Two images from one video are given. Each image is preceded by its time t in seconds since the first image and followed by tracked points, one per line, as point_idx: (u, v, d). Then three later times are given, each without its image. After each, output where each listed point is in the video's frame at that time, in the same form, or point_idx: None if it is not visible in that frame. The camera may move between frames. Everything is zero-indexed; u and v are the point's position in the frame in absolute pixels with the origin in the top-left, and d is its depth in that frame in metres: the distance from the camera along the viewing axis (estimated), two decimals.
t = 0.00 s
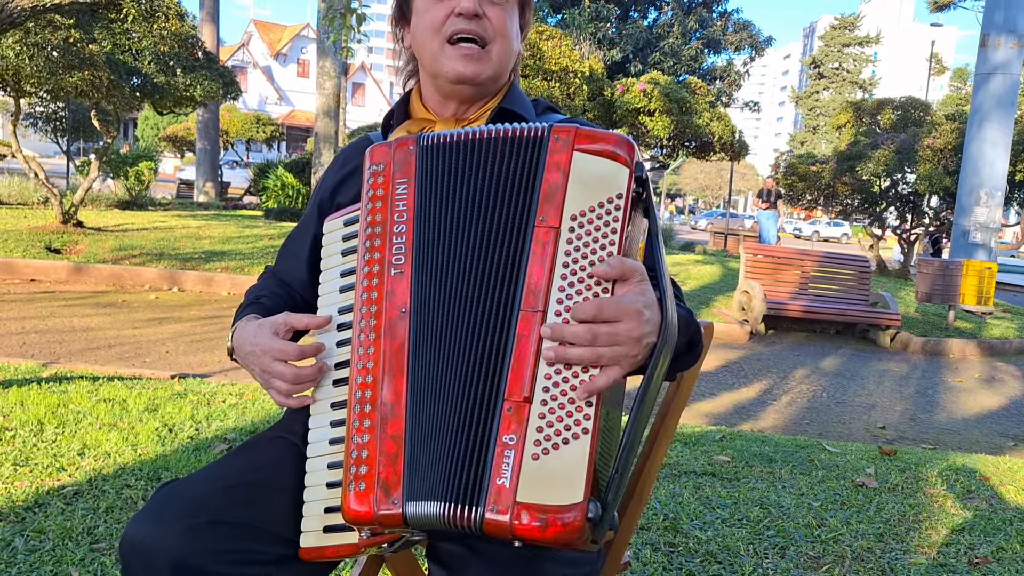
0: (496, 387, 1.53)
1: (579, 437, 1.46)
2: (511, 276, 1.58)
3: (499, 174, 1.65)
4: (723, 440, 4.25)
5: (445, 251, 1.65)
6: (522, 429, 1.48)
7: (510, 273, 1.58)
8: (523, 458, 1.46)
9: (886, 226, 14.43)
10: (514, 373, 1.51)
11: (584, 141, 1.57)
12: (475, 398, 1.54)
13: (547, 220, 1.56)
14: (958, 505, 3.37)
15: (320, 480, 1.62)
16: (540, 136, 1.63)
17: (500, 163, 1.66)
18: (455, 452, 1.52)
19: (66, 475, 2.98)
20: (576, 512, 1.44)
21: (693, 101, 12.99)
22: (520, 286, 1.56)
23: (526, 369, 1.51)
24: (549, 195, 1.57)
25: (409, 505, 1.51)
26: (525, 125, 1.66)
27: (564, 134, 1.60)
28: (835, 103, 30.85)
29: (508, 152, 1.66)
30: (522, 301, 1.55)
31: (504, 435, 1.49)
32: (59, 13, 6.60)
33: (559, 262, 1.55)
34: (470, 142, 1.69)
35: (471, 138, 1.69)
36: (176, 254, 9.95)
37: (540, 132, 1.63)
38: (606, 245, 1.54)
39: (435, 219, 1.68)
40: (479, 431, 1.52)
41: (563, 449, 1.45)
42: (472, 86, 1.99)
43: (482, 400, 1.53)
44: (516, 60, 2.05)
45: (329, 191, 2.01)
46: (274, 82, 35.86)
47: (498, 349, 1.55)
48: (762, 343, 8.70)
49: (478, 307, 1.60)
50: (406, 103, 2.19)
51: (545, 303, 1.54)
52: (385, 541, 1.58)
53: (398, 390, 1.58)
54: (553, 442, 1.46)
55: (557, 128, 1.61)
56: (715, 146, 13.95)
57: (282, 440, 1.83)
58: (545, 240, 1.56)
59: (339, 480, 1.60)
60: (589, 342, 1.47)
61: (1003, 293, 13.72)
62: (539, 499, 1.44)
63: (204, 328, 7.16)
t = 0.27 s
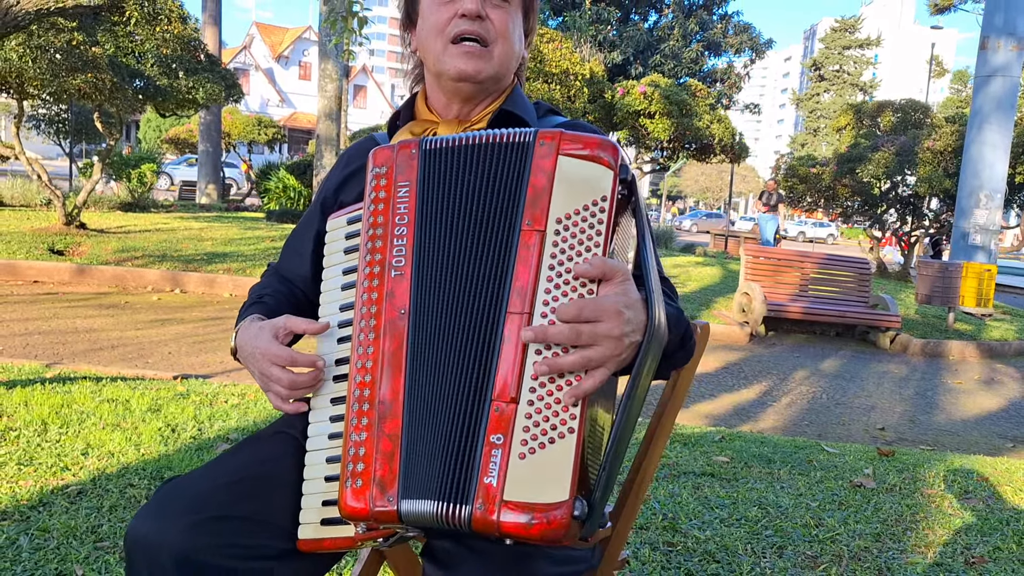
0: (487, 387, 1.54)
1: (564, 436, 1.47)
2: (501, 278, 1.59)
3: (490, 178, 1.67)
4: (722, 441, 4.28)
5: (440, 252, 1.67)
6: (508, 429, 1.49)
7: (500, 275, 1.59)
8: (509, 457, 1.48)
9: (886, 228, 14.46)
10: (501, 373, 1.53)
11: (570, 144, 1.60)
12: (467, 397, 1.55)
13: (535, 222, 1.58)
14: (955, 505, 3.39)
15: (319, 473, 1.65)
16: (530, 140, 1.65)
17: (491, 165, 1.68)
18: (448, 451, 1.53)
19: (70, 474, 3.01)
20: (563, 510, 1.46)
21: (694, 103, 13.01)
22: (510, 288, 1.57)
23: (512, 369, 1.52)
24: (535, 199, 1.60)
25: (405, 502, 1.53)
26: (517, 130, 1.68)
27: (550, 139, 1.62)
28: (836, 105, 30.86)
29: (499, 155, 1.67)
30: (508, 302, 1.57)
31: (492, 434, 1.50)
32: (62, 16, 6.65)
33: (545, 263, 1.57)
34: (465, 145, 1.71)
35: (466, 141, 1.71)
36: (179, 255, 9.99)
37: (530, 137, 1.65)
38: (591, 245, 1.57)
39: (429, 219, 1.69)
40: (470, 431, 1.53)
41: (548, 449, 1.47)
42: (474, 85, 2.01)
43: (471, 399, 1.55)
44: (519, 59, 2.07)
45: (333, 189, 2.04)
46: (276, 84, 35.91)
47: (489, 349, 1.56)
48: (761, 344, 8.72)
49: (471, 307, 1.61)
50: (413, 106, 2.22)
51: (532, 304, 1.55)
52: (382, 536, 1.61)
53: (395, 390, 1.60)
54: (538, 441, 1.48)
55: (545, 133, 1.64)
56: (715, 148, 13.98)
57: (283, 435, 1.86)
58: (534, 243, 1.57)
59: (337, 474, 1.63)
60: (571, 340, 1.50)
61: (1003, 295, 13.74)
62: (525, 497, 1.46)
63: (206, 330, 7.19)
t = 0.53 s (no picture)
0: (494, 393, 1.53)
1: (567, 445, 1.46)
2: (512, 283, 1.57)
3: (502, 179, 1.65)
4: (724, 443, 4.29)
5: (449, 252, 1.65)
6: (513, 436, 1.48)
7: (511, 280, 1.58)
8: (512, 463, 1.47)
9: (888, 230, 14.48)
10: (507, 378, 1.52)
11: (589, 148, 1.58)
12: (475, 402, 1.54)
13: (548, 226, 1.57)
14: (956, 508, 3.40)
15: (327, 470, 1.63)
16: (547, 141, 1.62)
17: (503, 165, 1.65)
18: (454, 456, 1.52)
19: (75, 475, 3.03)
20: (562, 518, 1.45)
21: (695, 105, 13.03)
22: (521, 293, 1.56)
23: (519, 374, 1.51)
24: (551, 202, 1.58)
25: (413, 506, 1.51)
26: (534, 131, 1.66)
27: (568, 142, 1.60)
28: (838, 107, 30.88)
29: (512, 156, 1.65)
30: (518, 307, 1.55)
31: (495, 439, 1.50)
32: (66, 19, 6.68)
33: (557, 268, 1.56)
34: (479, 143, 1.68)
35: (480, 140, 1.69)
36: (181, 257, 10.01)
37: (548, 138, 1.62)
38: (606, 246, 1.55)
39: (440, 218, 1.67)
40: (475, 436, 1.52)
41: (550, 456, 1.46)
42: (506, 105, 2.01)
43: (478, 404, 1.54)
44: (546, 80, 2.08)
45: (340, 187, 2.03)
46: (278, 86, 35.97)
47: (496, 355, 1.55)
48: (763, 347, 8.73)
49: (480, 310, 1.59)
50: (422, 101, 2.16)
51: (541, 309, 1.54)
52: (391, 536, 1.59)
53: (404, 392, 1.58)
54: (541, 449, 1.47)
55: (562, 136, 1.62)
56: (717, 150, 14.00)
57: (288, 434, 1.88)
58: (547, 248, 1.56)
59: (347, 471, 1.61)
60: (593, 322, 1.50)
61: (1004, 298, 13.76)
62: (527, 504, 1.45)
63: (208, 331, 7.21)
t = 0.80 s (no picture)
0: (529, 415, 1.52)
1: (601, 472, 1.47)
2: (553, 299, 1.56)
3: (540, 188, 1.62)
4: (726, 445, 4.29)
5: (479, 262, 1.62)
6: (548, 457, 1.48)
7: (550, 295, 1.56)
8: (545, 486, 1.47)
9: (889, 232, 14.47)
10: (544, 398, 1.51)
11: (644, 167, 1.58)
12: (510, 420, 1.53)
13: (596, 244, 1.56)
14: (959, 510, 3.39)
15: (346, 472, 1.59)
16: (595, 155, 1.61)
17: (540, 174, 1.63)
18: (483, 474, 1.51)
19: (78, 476, 3.02)
20: (591, 545, 1.45)
21: (697, 107, 13.03)
22: (561, 310, 1.55)
23: (558, 396, 1.51)
24: (600, 220, 1.57)
25: (440, 523, 1.49)
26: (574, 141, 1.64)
27: (621, 160, 1.60)
28: (840, 109, 30.87)
29: (552, 167, 1.63)
30: (560, 326, 1.54)
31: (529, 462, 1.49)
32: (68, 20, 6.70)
33: (603, 288, 1.55)
34: (513, 148, 1.65)
35: (511, 145, 1.65)
36: (182, 258, 10.02)
37: (597, 151, 1.61)
38: (652, 266, 1.55)
39: (467, 226, 1.64)
40: (506, 457, 1.51)
41: (586, 482, 1.47)
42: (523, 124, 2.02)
43: (514, 423, 1.53)
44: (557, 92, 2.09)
45: (348, 185, 1.97)
46: (280, 87, 36.02)
47: (530, 375, 1.54)
48: (765, 348, 8.72)
49: (515, 324, 1.58)
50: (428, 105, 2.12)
51: (584, 329, 1.54)
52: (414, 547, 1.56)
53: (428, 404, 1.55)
54: (577, 474, 1.47)
55: (617, 148, 1.61)
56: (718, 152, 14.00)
57: (298, 441, 1.86)
58: (591, 265, 1.55)
59: (366, 475, 1.57)
60: (626, 351, 1.49)
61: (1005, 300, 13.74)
62: (556, 529, 1.46)
63: (210, 332, 7.21)
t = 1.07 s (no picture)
0: (546, 425, 1.51)
1: (624, 484, 1.46)
2: (570, 306, 1.54)
3: (556, 191, 1.60)
4: (730, 447, 4.28)
5: (491, 268, 1.61)
6: (569, 469, 1.48)
7: (567, 301, 1.55)
8: (566, 498, 1.47)
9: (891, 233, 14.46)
10: (564, 410, 1.50)
11: (670, 166, 1.54)
12: (527, 429, 1.53)
13: (619, 249, 1.53)
14: (964, 512, 3.39)
15: (361, 477, 1.61)
16: (617, 156, 1.58)
17: (555, 177, 1.61)
18: (498, 485, 1.52)
19: (81, 477, 3.02)
20: (613, 557, 1.46)
21: (699, 108, 13.04)
22: (579, 316, 1.53)
23: (580, 407, 1.49)
24: (623, 223, 1.54)
25: (456, 533, 1.51)
26: (592, 141, 1.61)
27: (646, 160, 1.56)
28: (841, 111, 30.88)
29: (569, 169, 1.60)
30: (581, 335, 1.51)
31: (550, 473, 1.48)
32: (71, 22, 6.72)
33: (626, 295, 1.52)
34: (526, 149, 1.63)
35: (525, 144, 1.63)
36: (184, 259, 10.02)
37: (620, 150, 1.58)
38: (679, 275, 1.51)
39: (477, 230, 1.63)
40: (522, 468, 1.51)
41: (609, 494, 1.46)
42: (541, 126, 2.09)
43: (531, 431, 1.52)
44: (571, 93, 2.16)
45: (360, 183, 1.96)
46: (281, 88, 36.05)
47: (545, 385, 1.53)
48: (767, 350, 8.72)
49: (530, 331, 1.57)
50: (442, 105, 2.16)
51: (606, 338, 1.51)
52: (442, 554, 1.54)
53: (439, 412, 1.56)
54: (598, 486, 1.47)
55: (642, 147, 1.57)
56: (720, 153, 13.99)
57: (305, 444, 1.82)
58: (611, 270, 1.52)
59: (381, 479, 1.59)
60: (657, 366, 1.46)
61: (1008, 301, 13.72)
62: (576, 540, 1.47)
63: (212, 333, 7.21)
